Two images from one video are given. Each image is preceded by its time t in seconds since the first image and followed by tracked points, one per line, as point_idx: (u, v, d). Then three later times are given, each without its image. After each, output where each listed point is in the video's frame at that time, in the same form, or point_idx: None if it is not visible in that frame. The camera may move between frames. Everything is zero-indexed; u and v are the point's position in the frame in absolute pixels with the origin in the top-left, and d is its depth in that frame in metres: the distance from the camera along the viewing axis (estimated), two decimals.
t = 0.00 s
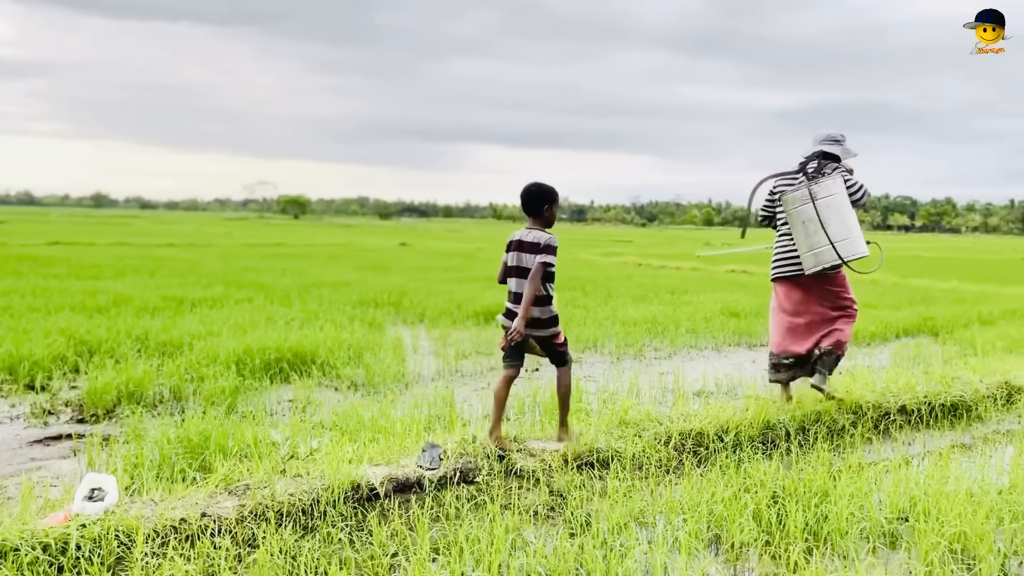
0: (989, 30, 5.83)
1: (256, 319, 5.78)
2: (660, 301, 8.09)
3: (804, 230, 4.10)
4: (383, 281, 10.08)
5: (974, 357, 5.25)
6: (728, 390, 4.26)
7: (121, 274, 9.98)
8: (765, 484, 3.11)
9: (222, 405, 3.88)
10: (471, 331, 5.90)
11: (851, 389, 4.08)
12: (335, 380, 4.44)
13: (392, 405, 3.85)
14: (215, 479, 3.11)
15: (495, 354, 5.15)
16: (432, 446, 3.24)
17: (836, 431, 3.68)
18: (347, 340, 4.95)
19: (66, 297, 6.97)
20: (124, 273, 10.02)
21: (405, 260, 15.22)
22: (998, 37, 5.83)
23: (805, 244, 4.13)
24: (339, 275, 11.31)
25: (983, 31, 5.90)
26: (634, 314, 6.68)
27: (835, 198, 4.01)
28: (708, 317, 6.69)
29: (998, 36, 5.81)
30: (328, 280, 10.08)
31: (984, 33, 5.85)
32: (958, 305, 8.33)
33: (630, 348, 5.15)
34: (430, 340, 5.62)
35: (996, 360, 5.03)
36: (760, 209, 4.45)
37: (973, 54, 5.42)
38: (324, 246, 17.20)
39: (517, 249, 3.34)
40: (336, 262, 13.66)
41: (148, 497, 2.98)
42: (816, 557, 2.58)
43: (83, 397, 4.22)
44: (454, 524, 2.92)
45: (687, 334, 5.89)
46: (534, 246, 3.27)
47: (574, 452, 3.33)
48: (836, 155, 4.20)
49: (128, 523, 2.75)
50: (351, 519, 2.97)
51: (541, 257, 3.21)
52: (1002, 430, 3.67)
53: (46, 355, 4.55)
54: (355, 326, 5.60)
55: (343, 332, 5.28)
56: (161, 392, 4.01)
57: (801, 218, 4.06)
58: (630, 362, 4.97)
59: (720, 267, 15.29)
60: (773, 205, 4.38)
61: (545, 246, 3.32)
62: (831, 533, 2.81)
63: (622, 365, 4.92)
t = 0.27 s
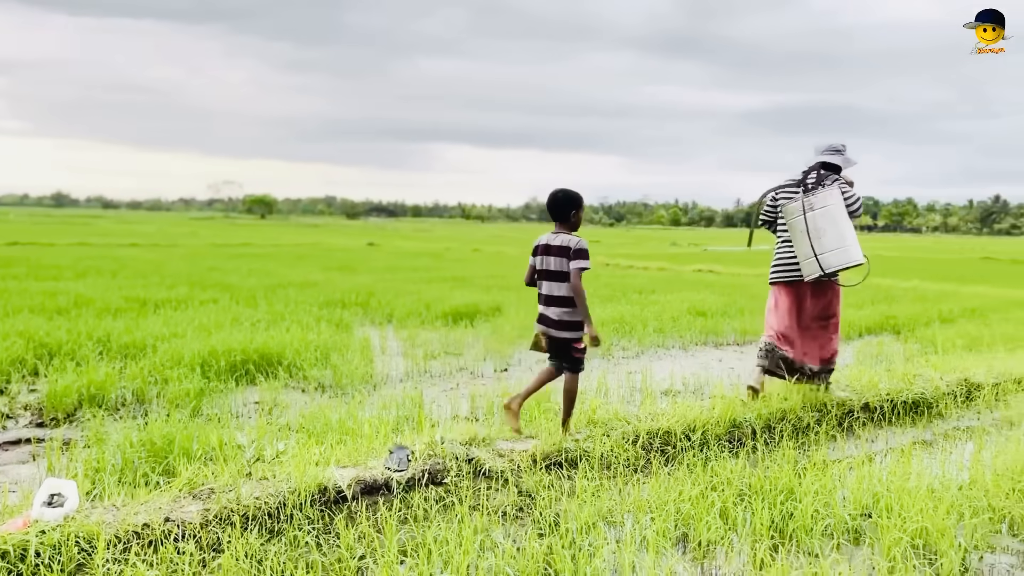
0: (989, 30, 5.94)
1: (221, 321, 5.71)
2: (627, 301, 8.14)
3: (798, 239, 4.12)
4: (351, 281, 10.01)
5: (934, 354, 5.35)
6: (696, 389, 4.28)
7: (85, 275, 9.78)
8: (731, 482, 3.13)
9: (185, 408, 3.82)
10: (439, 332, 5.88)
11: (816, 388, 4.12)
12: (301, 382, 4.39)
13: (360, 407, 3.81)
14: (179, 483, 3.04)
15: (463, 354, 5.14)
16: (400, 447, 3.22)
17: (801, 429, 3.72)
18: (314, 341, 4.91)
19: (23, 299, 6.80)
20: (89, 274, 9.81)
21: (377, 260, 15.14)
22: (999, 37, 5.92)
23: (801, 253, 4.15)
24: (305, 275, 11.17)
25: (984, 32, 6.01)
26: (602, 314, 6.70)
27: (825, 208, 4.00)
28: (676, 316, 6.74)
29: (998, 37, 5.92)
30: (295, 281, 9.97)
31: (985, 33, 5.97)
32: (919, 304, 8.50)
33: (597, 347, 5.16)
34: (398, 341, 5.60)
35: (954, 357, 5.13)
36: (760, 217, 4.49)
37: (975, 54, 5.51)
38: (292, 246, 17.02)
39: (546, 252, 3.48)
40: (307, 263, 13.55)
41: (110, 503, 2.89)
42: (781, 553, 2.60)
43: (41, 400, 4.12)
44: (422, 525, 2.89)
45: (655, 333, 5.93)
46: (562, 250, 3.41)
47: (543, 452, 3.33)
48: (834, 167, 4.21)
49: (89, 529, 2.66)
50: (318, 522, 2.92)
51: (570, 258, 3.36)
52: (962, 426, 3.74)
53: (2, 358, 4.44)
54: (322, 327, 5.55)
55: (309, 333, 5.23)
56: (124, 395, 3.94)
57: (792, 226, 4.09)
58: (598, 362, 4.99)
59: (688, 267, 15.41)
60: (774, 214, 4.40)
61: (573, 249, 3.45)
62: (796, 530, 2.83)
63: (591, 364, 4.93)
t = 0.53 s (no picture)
0: (989, 31, 6.07)
1: (188, 322, 5.62)
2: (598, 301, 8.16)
3: (804, 229, 4.38)
4: (321, 283, 9.91)
5: (898, 352, 5.44)
6: (665, 387, 4.30)
7: (50, 276, 9.56)
8: (701, 480, 3.14)
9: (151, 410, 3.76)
10: (410, 332, 5.85)
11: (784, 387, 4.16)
12: (270, 384, 4.34)
13: (329, 408, 3.77)
14: (143, 487, 2.97)
15: (434, 355, 5.11)
16: (370, 448, 3.19)
17: (769, 427, 3.75)
18: (283, 342, 4.86)
19: None
20: (54, 275, 9.59)
21: (351, 262, 15.03)
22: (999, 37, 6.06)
23: (805, 242, 4.41)
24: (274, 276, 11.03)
25: (983, 32, 6.14)
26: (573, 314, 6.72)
27: (833, 200, 4.30)
28: (646, 316, 6.78)
29: (998, 36, 6.07)
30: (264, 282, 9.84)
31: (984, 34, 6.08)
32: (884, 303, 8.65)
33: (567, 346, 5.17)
34: (368, 342, 5.57)
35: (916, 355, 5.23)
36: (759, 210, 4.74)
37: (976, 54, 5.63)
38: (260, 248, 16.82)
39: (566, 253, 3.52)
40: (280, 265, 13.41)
41: (72, 508, 2.82)
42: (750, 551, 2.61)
43: None
44: (392, 527, 2.86)
45: (625, 333, 5.96)
46: (585, 252, 3.47)
47: (514, 452, 3.32)
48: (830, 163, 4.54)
49: (50, 534, 2.59)
50: (286, 525, 2.88)
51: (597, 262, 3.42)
52: (926, 423, 3.80)
53: None
54: (292, 327, 5.50)
55: (278, 334, 5.18)
56: (87, 398, 3.86)
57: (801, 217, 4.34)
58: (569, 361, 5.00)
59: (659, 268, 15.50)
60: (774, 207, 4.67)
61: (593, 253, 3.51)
62: (765, 527, 2.84)
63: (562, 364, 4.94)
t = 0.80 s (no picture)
0: (989, 31, 6.52)
1: (157, 324, 5.54)
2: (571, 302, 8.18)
3: (797, 237, 4.48)
4: (293, 284, 9.83)
5: (867, 352, 5.51)
6: (638, 387, 4.31)
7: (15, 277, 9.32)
8: (674, 480, 3.16)
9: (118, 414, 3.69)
10: (382, 334, 5.81)
11: (756, 386, 4.20)
12: (241, 386, 4.29)
13: (300, 410, 3.74)
14: (110, 492, 2.92)
15: (407, 356, 5.08)
16: (342, 450, 3.16)
17: (741, 426, 3.78)
18: (254, 344, 4.82)
19: None
20: (19, 276, 9.36)
21: (327, 264, 14.92)
22: (998, 37, 6.61)
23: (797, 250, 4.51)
24: (246, 278, 10.89)
25: (984, 32, 6.59)
26: (548, 314, 6.72)
27: (825, 208, 4.40)
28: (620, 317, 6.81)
29: (998, 36, 6.52)
30: (236, 284, 9.72)
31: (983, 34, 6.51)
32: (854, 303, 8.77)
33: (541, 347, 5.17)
34: (341, 343, 5.53)
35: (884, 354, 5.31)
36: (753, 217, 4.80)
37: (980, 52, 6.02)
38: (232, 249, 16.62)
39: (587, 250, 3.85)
40: (254, 267, 13.25)
41: (36, 514, 2.75)
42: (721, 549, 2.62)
43: None
44: (364, 530, 2.83)
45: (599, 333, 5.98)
46: (607, 248, 3.77)
47: (487, 453, 3.31)
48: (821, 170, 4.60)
49: (13, 541, 2.52)
50: (256, 529, 2.84)
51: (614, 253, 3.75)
52: (895, 421, 3.86)
53: None
54: (263, 329, 5.45)
55: (249, 336, 5.13)
56: (52, 402, 3.78)
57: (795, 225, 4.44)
58: (543, 362, 5.00)
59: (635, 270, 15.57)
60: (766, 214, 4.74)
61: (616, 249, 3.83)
62: (737, 526, 2.86)
63: (536, 364, 4.94)
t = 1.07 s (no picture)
0: (989, 30, 6.88)
1: (129, 327, 5.46)
2: (548, 303, 8.19)
3: (792, 236, 4.60)
4: (268, 286, 9.72)
5: (841, 352, 5.56)
6: (614, 389, 4.32)
7: None
8: (650, 480, 3.16)
9: (87, 417, 3.63)
10: (358, 335, 5.78)
11: (732, 387, 4.22)
12: (214, 389, 4.24)
13: (274, 413, 3.70)
14: (79, 497, 2.85)
15: (383, 358, 5.06)
16: (316, 454, 3.13)
17: (717, 427, 3.79)
18: (228, 347, 4.77)
19: None
20: None
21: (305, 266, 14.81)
22: (1000, 37, 6.92)
23: (792, 249, 4.63)
24: (219, 279, 10.76)
25: (984, 32, 6.93)
26: (525, 316, 6.72)
27: (820, 209, 4.54)
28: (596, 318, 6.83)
29: (997, 35, 6.86)
30: (208, 286, 9.60)
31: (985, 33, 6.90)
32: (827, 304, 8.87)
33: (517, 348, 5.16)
34: (316, 345, 5.49)
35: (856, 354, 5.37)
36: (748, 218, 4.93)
37: (981, 50, 6.31)
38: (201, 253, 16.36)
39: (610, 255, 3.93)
40: (230, 269, 13.10)
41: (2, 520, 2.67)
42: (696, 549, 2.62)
43: None
44: (339, 533, 2.80)
45: (575, 335, 5.99)
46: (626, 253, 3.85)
47: (464, 455, 3.29)
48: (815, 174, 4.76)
49: None
50: (229, 533, 2.80)
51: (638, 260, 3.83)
52: (868, 420, 3.90)
53: None
54: (237, 332, 5.40)
55: (223, 338, 5.07)
56: (20, 406, 3.69)
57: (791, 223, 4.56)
58: (519, 363, 5.00)
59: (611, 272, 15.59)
60: (761, 215, 4.86)
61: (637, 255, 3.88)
62: (712, 526, 2.86)
63: (512, 366, 4.94)
